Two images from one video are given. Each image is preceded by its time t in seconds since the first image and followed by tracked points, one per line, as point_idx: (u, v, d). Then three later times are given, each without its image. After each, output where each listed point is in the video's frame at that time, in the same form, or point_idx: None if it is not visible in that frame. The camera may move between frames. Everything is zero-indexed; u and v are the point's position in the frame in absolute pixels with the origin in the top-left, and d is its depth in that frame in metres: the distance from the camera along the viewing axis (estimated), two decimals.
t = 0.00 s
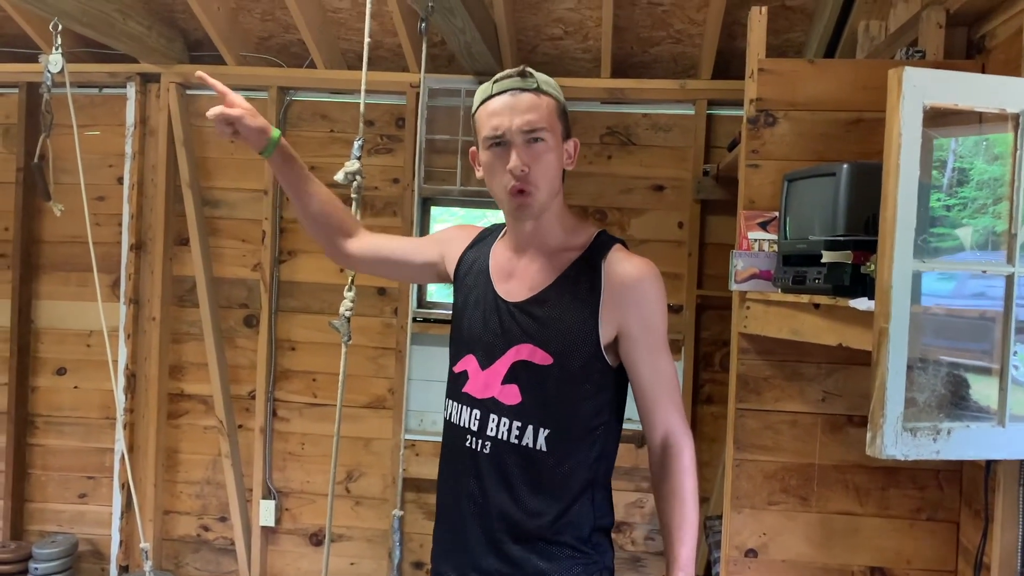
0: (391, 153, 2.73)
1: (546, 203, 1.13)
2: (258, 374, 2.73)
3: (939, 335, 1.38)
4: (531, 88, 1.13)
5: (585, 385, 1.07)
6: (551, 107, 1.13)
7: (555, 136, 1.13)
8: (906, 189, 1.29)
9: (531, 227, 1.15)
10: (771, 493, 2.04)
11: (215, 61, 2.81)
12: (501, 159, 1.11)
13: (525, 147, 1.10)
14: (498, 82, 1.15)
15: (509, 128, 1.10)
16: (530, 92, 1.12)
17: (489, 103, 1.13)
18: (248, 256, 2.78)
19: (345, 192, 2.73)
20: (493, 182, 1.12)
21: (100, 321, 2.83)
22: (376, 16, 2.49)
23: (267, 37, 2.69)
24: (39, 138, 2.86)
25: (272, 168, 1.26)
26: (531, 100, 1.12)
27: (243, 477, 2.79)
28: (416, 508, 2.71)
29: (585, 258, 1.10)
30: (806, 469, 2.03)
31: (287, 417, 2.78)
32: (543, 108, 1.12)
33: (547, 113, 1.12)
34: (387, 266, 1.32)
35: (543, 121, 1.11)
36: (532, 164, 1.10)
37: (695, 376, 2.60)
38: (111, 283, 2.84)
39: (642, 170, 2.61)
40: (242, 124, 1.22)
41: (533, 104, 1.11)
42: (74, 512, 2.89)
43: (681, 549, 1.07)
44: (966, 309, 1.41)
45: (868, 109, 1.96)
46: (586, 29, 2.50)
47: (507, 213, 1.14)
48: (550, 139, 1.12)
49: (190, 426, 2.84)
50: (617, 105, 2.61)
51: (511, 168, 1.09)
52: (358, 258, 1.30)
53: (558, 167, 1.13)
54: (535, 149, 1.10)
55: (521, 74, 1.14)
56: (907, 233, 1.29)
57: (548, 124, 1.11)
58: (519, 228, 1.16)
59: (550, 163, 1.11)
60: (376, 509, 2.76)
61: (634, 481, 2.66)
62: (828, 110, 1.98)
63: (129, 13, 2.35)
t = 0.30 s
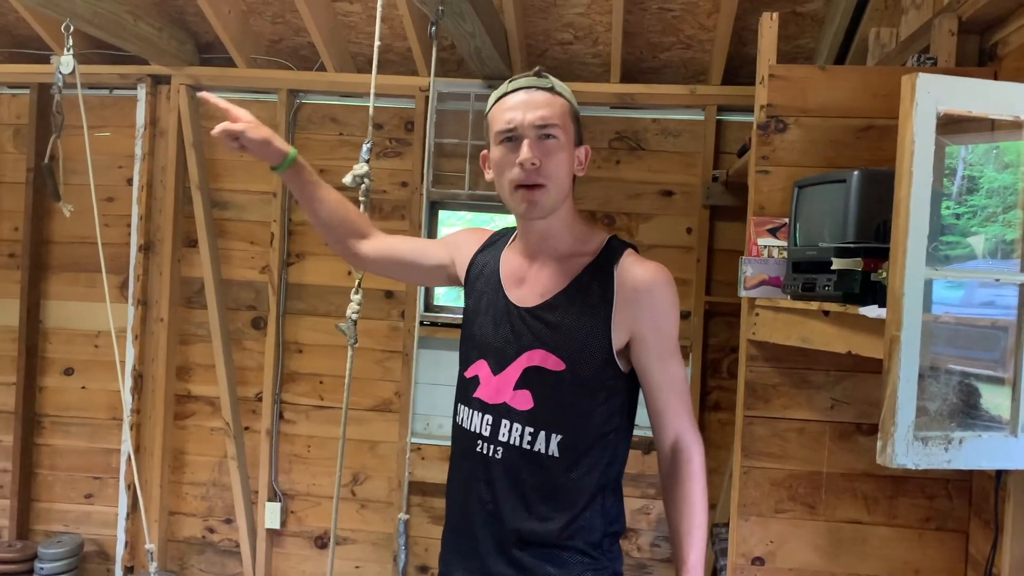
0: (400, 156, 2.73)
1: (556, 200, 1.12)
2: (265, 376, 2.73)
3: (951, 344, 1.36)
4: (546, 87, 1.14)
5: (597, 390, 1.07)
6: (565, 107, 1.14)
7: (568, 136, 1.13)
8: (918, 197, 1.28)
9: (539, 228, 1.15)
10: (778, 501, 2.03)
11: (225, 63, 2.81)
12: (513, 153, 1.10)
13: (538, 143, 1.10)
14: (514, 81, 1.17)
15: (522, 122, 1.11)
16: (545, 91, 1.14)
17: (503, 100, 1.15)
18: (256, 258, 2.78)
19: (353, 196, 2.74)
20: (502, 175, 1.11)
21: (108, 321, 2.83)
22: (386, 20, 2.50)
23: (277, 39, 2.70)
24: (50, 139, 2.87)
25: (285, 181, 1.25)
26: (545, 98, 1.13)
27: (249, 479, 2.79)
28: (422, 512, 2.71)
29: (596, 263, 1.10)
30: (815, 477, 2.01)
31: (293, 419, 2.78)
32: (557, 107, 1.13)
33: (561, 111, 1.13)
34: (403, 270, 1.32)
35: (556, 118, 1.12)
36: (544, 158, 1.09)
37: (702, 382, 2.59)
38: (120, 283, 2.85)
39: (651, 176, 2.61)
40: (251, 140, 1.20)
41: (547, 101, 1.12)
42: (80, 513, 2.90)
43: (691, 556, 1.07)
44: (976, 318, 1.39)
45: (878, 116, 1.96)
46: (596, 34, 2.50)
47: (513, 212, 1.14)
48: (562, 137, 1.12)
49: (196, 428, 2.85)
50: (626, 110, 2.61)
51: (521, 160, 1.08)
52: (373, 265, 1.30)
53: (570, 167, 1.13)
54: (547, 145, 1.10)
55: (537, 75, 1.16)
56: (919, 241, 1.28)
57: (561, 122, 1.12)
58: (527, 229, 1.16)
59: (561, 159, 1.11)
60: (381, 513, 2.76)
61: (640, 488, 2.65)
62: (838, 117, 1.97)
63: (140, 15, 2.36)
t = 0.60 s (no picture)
0: (410, 157, 2.74)
1: (573, 209, 1.12)
2: (274, 376, 2.74)
3: (965, 350, 1.34)
4: (564, 96, 1.13)
5: (613, 393, 1.06)
6: (583, 115, 1.13)
7: (585, 145, 1.12)
8: (935, 202, 1.27)
9: (559, 233, 1.15)
10: (788, 506, 2.02)
11: (237, 64, 2.82)
12: (530, 164, 1.11)
13: (554, 154, 1.10)
14: (534, 88, 1.16)
15: (538, 134, 1.10)
16: (562, 100, 1.13)
17: (523, 109, 1.14)
18: (266, 258, 2.79)
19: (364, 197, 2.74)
20: (519, 185, 1.12)
21: (118, 321, 2.84)
22: (397, 21, 2.50)
23: (289, 40, 2.70)
24: (62, 138, 2.89)
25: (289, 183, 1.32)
26: (563, 108, 1.12)
27: (257, 479, 2.80)
28: (430, 513, 2.71)
29: (617, 267, 1.10)
30: (825, 482, 2.01)
31: (302, 420, 2.78)
32: (574, 116, 1.12)
33: (578, 120, 1.12)
34: (417, 255, 1.32)
35: (573, 129, 1.11)
36: (560, 170, 1.09)
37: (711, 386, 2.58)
38: (130, 283, 2.86)
39: (661, 178, 2.60)
40: (245, 150, 1.29)
41: (564, 111, 1.11)
42: (89, 511, 2.91)
43: (700, 565, 1.06)
44: (994, 324, 1.36)
45: (892, 120, 1.94)
46: (607, 36, 2.50)
47: (534, 216, 1.14)
48: (580, 147, 1.11)
49: (205, 427, 2.85)
50: (637, 113, 2.61)
51: (536, 173, 1.09)
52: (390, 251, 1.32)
53: (588, 176, 1.12)
54: (563, 156, 1.10)
55: (556, 82, 1.14)
56: (936, 246, 1.27)
57: (577, 132, 1.11)
58: (549, 232, 1.16)
59: (578, 170, 1.10)
60: (389, 514, 2.76)
61: (648, 491, 2.64)
62: (851, 120, 1.96)
63: (153, 15, 2.37)
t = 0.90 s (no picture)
0: (416, 158, 2.74)
1: (590, 210, 1.12)
2: (279, 376, 2.74)
3: (973, 355, 1.33)
4: (588, 96, 1.12)
5: (619, 396, 1.06)
6: (605, 116, 1.12)
7: (606, 146, 1.12)
8: (945, 205, 1.26)
9: (573, 233, 1.15)
10: (793, 509, 2.01)
11: (243, 63, 2.83)
12: (550, 164, 1.10)
13: (575, 155, 1.10)
14: (556, 87, 1.15)
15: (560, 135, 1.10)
16: (586, 101, 1.12)
17: (544, 108, 1.13)
18: (271, 257, 2.79)
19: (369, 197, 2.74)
20: (538, 185, 1.12)
21: (123, 319, 2.85)
22: (404, 21, 2.50)
23: (295, 40, 2.70)
24: (69, 136, 2.89)
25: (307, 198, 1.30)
26: (586, 109, 1.11)
27: (261, 478, 2.80)
28: (433, 514, 2.71)
29: (627, 269, 1.10)
30: (830, 486, 2.00)
31: (306, 419, 2.78)
32: (597, 117, 1.11)
33: (600, 122, 1.11)
34: (434, 268, 1.33)
35: (595, 130, 1.11)
36: (580, 171, 1.09)
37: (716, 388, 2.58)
38: (135, 281, 2.86)
39: (667, 180, 2.60)
40: (263, 167, 1.26)
41: (587, 112, 1.11)
42: (93, 509, 2.91)
43: (706, 567, 1.06)
44: (1001, 328, 1.36)
45: (900, 123, 1.94)
46: (614, 37, 2.50)
47: (549, 216, 1.14)
48: (601, 148, 1.11)
49: (210, 426, 2.85)
50: (643, 114, 2.60)
51: (557, 173, 1.09)
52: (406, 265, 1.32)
53: (606, 177, 1.12)
54: (584, 158, 1.10)
55: (580, 82, 1.13)
56: (945, 249, 1.27)
57: (600, 133, 1.11)
58: (562, 232, 1.16)
59: (598, 172, 1.10)
60: (392, 514, 2.76)
61: (652, 493, 2.64)
62: (859, 123, 1.96)
63: (160, 14, 2.37)
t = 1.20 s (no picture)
0: (416, 157, 2.74)
1: (590, 211, 1.11)
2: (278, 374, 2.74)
3: (975, 356, 1.32)
4: (590, 96, 1.11)
5: (620, 399, 1.06)
6: (606, 116, 1.12)
7: (607, 146, 1.11)
8: (948, 203, 1.26)
9: (575, 233, 1.15)
10: (793, 509, 2.01)
11: (243, 61, 2.82)
12: (549, 164, 1.10)
13: (574, 155, 1.09)
14: (559, 86, 1.15)
15: (560, 135, 1.10)
16: (587, 100, 1.11)
17: (546, 107, 1.13)
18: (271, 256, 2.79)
19: (369, 196, 2.74)
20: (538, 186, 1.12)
21: (122, 317, 2.84)
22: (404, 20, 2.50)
23: (295, 38, 2.70)
24: (68, 134, 2.89)
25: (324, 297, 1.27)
26: (586, 109, 1.11)
27: (260, 477, 2.80)
28: (432, 513, 2.70)
29: (629, 270, 1.10)
30: (830, 486, 2.00)
31: (305, 418, 2.78)
32: (597, 117, 1.11)
33: (601, 122, 1.11)
34: (460, 315, 1.34)
35: (594, 130, 1.10)
36: (579, 172, 1.09)
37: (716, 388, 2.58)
38: (135, 279, 2.86)
39: (667, 180, 2.60)
40: (276, 284, 1.20)
41: (586, 112, 1.10)
42: (91, 507, 2.91)
43: (707, 569, 1.05)
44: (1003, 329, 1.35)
45: (901, 122, 1.94)
46: (614, 36, 2.50)
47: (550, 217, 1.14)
48: (601, 149, 1.10)
49: (209, 425, 2.85)
50: (643, 114, 2.60)
51: (557, 174, 1.09)
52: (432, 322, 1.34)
53: (607, 177, 1.11)
54: (583, 158, 1.09)
55: (581, 81, 1.13)
56: (948, 248, 1.26)
57: (600, 132, 1.10)
58: (564, 232, 1.16)
59: (598, 173, 1.10)
60: (391, 513, 2.75)
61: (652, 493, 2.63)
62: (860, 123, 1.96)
63: (160, 13, 2.37)
